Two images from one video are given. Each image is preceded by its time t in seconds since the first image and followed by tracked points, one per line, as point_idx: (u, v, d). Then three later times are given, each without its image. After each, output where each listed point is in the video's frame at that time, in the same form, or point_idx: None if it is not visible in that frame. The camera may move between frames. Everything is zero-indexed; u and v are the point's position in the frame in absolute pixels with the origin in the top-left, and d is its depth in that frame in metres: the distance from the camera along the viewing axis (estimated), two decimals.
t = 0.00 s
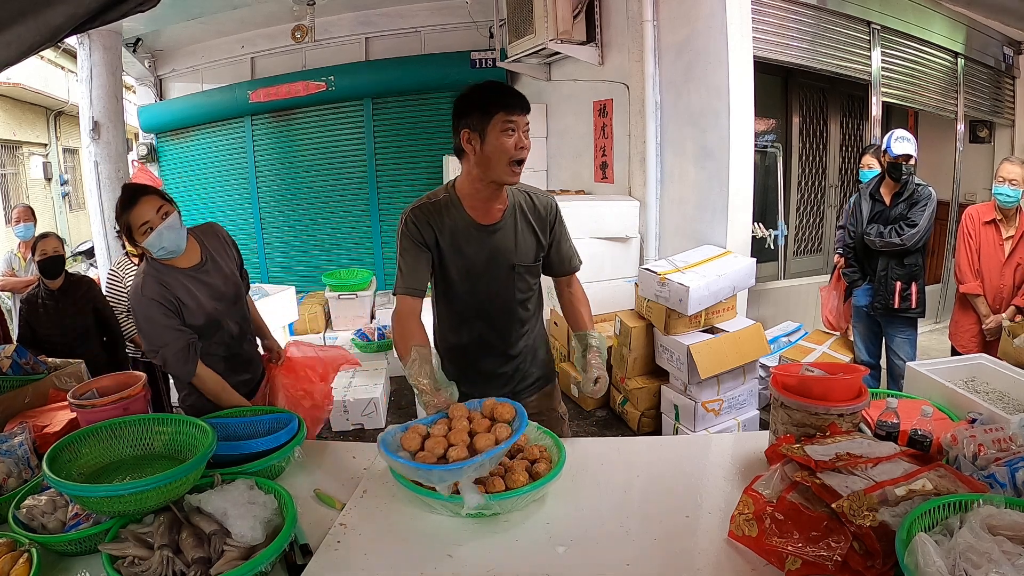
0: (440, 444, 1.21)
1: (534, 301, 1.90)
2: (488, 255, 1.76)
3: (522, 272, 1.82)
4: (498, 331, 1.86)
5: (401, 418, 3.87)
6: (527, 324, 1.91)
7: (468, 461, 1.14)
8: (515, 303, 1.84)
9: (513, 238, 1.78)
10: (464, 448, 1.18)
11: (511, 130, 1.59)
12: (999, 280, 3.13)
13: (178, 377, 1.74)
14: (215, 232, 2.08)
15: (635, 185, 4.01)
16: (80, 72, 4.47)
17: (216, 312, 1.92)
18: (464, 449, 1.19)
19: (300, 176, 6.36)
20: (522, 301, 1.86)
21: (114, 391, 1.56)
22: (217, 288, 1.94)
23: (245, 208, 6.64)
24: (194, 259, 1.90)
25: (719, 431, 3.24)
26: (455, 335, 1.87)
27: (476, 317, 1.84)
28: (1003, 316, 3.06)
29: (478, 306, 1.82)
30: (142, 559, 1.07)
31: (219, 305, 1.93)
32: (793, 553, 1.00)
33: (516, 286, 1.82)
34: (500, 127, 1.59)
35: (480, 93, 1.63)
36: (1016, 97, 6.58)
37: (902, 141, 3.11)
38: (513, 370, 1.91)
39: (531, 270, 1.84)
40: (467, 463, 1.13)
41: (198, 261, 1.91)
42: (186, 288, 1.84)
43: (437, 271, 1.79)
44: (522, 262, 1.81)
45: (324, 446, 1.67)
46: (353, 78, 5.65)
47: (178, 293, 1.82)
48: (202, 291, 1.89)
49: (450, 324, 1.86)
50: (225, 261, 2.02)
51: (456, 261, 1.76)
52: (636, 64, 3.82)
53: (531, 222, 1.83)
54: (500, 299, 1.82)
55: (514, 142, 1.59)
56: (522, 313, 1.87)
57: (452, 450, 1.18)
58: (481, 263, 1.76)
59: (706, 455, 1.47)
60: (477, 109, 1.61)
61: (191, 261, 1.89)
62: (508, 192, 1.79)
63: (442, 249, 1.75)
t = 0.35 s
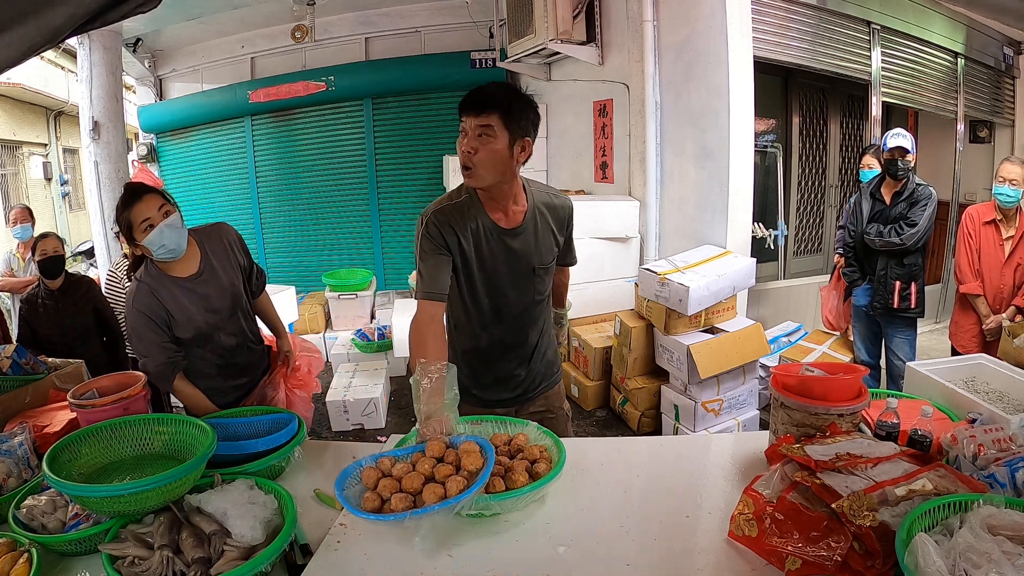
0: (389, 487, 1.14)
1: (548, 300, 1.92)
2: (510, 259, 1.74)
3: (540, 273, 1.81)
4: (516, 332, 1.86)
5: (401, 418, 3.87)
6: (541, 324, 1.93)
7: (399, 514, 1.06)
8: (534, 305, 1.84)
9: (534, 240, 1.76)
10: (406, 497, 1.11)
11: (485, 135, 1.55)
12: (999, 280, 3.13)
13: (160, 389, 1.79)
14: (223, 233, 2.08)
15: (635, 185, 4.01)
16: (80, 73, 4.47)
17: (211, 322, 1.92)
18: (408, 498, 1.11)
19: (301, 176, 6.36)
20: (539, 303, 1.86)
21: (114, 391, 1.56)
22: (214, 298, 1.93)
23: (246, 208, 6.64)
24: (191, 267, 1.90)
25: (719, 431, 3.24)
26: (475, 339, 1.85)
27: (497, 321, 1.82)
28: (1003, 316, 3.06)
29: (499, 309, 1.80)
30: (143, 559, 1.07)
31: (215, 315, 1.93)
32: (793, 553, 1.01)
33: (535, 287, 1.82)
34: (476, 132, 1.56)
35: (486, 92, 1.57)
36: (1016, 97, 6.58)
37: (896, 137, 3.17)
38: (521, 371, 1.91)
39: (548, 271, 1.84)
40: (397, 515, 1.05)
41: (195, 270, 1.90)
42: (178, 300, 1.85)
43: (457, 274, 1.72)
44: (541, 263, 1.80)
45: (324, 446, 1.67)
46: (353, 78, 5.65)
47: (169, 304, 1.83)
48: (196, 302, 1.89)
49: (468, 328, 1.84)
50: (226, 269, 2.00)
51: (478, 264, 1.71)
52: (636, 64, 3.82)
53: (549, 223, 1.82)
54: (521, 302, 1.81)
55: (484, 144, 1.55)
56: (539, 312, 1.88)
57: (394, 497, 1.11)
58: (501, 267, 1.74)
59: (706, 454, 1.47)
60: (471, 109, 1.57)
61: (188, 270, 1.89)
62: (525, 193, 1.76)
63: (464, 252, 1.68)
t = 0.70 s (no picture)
0: (389, 489, 1.15)
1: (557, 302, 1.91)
2: (517, 263, 1.73)
3: (547, 277, 1.80)
4: (524, 335, 1.85)
5: (401, 418, 3.87)
6: (550, 326, 1.92)
7: (399, 517, 1.06)
8: (542, 307, 1.84)
9: (542, 244, 1.75)
10: (407, 500, 1.11)
11: (500, 147, 1.54)
12: (999, 280, 3.13)
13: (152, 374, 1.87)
14: (250, 235, 2.04)
15: (635, 185, 4.01)
16: (80, 73, 4.47)
17: (214, 321, 1.93)
18: (408, 501, 1.12)
19: (301, 176, 6.36)
20: (548, 305, 1.85)
21: (114, 391, 1.56)
22: (220, 297, 1.92)
23: (246, 207, 6.64)
24: (204, 263, 1.89)
25: (719, 431, 3.24)
26: (484, 341, 1.85)
27: (506, 323, 1.82)
28: (1003, 316, 3.06)
29: (507, 313, 1.80)
30: (143, 559, 1.07)
31: (219, 314, 1.93)
32: (793, 553, 1.01)
33: (542, 291, 1.81)
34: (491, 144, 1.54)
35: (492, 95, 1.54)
36: (1016, 97, 6.58)
37: (897, 134, 3.18)
38: (526, 371, 1.90)
39: (556, 274, 1.83)
40: (397, 518, 1.06)
41: (207, 266, 1.89)
42: (182, 295, 1.87)
43: (462, 277, 1.74)
44: (549, 268, 1.79)
45: (324, 446, 1.67)
46: (353, 78, 5.64)
47: (174, 297, 1.86)
48: (201, 299, 1.89)
49: (477, 329, 1.83)
50: (241, 270, 1.96)
51: (483, 267, 1.72)
52: (636, 64, 3.82)
53: (558, 226, 1.80)
54: (529, 304, 1.81)
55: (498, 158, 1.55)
56: (547, 316, 1.87)
57: (394, 500, 1.11)
58: (508, 271, 1.74)
59: (706, 454, 1.47)
60: (474, 118, 1.54)
61: (200, 265, 1.89)
62: (534, 197, 1.75)
63: (468, 256, 1.69)
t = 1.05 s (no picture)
0: (390, 492, 1.15)
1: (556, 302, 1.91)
2: (517, 263, 1.73)
3: (546, 277, 1.80)
4: (524, 336, 1.85)
5: (401, 419, 3.87)
6: (550, 328, 1.92)
7: (399, 519, 1.06)
8: (542, 308, 1.84)
9: (541, 244, 1.75)
10: (408, 502, 1.11)
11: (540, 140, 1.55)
12: (999, 280, 3.13)
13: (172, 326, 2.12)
14: (285, 244, 1.99)
15: (635, 185, 4.01)
16: (80, 72, 4.47)
17: (214, 304, 1.99)
18: (409, 503, 1.12)
19: (301, 176, 6.35)
20: (548, 306, 1.86)
21: (114, 391, 1.56)
22: (225, 285, 1.96)
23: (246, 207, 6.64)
24: (231, 246, 1.98)
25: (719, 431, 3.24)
26: (484, 342, 1.85)
27: (506, 325, 1.82)
28: (1003, 316, 3.06)
29: (507, 314, 1.80)
30: (142, 559, 1.07)
31: (220, 300, 1.98)
32: (793, 553, 1.01)
33: (541, 291, 1.81)
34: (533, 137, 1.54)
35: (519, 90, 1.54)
36: (1016, 97, 6.58)
37: (898, 134, 3.19)
38: (528, 372, 1.90)
39: (556, 274, 1.83)
40: (398, 520, 1.06)
41: (231, 251, 1.97)
42: (199, 269, 2.00)
43: (461, 277, 1.74)
44: (548, 267, 1.79)
45: (324, 446, 1.67)
46: (353, 78, 5.64)
47: (194, 267, 2.02)
48: (209, 279, 1.98)
49: (476, 329, 1.84)
50: (250, 270, 1.94)
51: (484, 268, 1.72)
52: (636, 64, 3.82)
53: (558, 226, 1.80)
54: (529, 305, 1.80)
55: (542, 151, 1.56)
56: (546, 317, 1.87)
57: (395, 502, 1.11)
58: (507, 272, 1.74)
59: (706, 455, 1.47)
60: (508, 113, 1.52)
61: (227, 247, 1.98)
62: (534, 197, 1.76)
63: (467, 256, 1.70)
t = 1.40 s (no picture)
0: (390, 493, 1.15)
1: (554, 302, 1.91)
2: (513, 262, 1.73)
3: (543, 275, 1.80)
4: (523, 336, 1.85)
5: (401, 419, 3.87)
6: (548, 328, 1.92)
7: (400, 519, 1.07)
8: (540, 307, 1.84)
9: (538, 242, 1.75)
10: (408, 503, 1.12)
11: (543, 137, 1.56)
12: (998, 280, 3.13)
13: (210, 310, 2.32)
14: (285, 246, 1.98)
15: (635, 185, 4.01)
16: (80, 72, 4.47)
17: (216, 297, 2.06)
18: (410, 504, 1.12)
19: (301, 176, 6.35)
20: (545, 305, 1.86)
21: (114, 391, 1.56)
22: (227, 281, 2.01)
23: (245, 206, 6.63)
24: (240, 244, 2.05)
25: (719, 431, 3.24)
26: (483, 342, 1.85)
27: (504, 326, 1.82)
28: (1003, 316, 3.06)
29: (505, 314, 1.80)
30: (142, 559, 1.07)
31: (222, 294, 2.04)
32: (793, 553, 1.00)
33: (539, 290, 1.81)
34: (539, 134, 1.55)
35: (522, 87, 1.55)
36: (1016, 97, 6.57)
37: (898, 134, 3.19)
38: (528, 372, 1.90)
39: (553, 272, 1.83)
40: (399, 521, 1.06)
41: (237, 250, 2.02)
42: (215, 262, 2.11)
43: (458, 278, 1.74)
44: (545, 265, 1.79)
45: (324, 446, 1.67)
46: (353, 78, 5.64)
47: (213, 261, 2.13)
48: (217, 273, 2.06)
49: (474, 329, 1.84)
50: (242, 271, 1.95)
51: (481, 268, 1.72)
52: (636, 64, 3.82)
53: (554, 224, 1.81)
54: (527, 305, 1.80)
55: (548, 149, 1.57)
56: (544, 317, 1.87)
57: (395, 503, 1.11)
58: (503, 272, 1.74)
59: (706, 455, 1.47)
60: (513, 111, 1.52)
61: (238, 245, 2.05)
62: (531, 196, 1.76)
63: (464, 257, 1.70)
